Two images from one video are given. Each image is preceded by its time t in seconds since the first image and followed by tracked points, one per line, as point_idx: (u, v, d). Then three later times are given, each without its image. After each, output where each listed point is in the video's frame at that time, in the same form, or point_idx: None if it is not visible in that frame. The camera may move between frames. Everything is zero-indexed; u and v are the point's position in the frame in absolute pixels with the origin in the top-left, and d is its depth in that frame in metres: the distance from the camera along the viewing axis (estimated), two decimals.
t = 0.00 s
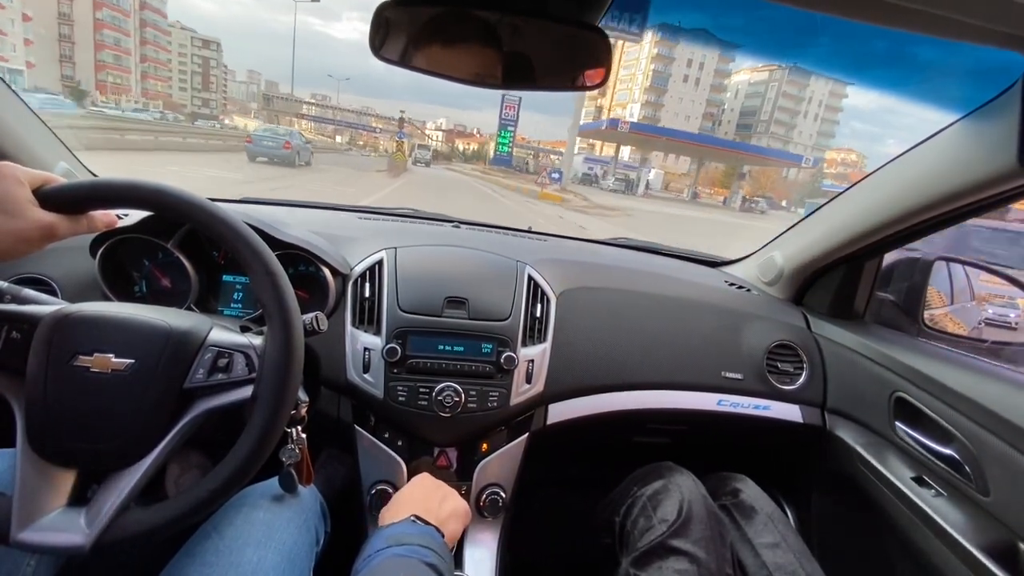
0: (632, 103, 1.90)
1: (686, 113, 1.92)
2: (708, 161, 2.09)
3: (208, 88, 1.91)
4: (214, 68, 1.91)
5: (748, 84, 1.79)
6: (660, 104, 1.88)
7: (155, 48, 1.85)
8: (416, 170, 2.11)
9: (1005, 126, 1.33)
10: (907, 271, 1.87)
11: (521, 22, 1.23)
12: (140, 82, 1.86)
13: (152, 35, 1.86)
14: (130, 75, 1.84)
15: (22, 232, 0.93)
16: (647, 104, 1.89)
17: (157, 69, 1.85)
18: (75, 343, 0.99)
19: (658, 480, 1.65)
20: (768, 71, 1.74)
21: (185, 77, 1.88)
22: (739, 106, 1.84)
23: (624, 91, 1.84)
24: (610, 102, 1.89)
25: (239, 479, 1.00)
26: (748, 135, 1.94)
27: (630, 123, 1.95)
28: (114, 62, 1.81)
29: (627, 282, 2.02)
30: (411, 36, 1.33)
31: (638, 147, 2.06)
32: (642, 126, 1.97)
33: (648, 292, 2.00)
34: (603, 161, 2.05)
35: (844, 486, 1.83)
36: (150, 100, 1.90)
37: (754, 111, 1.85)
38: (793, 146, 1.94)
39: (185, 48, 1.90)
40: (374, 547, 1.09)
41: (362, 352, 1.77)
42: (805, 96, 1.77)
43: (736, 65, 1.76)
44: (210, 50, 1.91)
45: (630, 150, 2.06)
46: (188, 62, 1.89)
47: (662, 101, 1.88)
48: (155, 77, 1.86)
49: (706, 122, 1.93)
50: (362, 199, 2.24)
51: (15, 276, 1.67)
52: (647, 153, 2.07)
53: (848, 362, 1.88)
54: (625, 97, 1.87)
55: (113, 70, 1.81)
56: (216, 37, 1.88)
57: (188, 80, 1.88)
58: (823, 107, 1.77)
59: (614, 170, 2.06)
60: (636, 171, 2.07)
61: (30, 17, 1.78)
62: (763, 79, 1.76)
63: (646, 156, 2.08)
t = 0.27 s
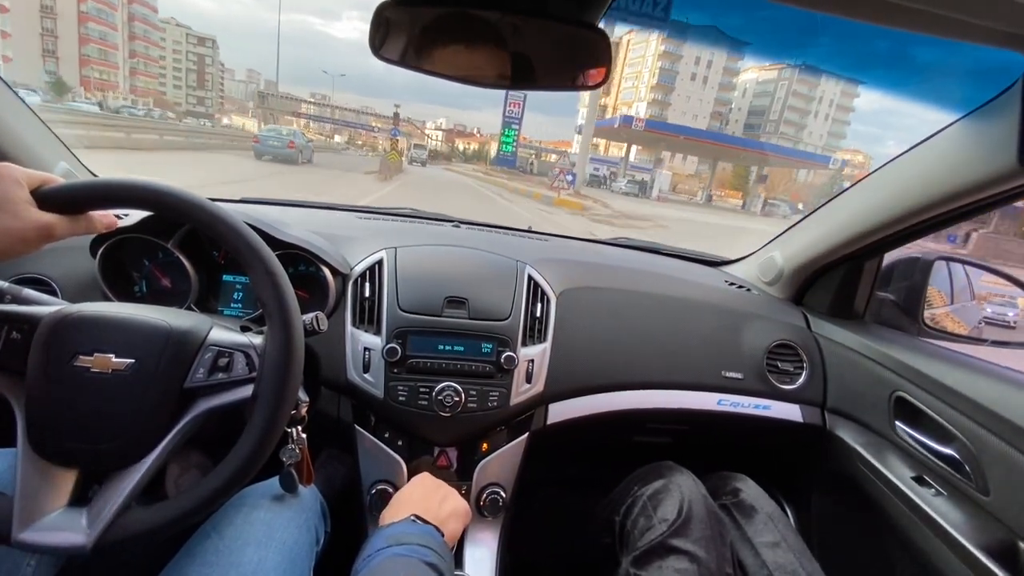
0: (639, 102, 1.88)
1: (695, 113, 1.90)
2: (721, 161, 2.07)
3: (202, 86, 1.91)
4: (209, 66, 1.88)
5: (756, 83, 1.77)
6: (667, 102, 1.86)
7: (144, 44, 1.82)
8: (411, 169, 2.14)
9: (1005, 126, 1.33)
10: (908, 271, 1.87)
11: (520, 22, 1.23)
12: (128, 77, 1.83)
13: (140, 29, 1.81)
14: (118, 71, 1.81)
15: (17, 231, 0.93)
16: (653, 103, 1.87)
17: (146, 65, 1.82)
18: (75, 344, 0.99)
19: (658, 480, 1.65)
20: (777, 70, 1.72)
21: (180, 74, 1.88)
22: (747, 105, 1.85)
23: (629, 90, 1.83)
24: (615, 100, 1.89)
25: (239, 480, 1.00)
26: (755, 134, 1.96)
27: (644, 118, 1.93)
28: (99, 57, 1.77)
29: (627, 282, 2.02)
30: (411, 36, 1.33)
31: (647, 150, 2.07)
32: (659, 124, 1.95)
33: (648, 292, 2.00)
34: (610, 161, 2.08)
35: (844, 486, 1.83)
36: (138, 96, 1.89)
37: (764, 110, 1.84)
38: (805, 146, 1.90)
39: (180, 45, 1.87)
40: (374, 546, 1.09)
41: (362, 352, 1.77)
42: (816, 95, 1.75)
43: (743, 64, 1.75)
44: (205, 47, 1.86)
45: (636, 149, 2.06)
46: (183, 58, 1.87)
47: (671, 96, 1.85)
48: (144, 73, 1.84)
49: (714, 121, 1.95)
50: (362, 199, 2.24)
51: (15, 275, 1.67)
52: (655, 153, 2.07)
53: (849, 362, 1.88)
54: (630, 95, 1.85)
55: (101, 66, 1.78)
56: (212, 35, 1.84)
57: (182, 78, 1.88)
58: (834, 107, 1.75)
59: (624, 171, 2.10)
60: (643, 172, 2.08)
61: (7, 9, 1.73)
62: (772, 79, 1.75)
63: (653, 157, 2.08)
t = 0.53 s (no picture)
0: (645, 100, 1.95)
1: (704, 111, 1.94)
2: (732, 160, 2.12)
3: (199, 84, 1.92)
4: (205, 64, 1.90)
5: (765, 82, 1.80)
6: (675, 100, 1.92)
7: (133, 39, 1.85)
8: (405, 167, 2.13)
9: (1006, 123, 1.32)
10: (908, 270, 1.86)
11: (520, 21, 1.23)
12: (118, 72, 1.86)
13: (129, 23, 1.84)
14: (105, 67, 1.84)
15: None
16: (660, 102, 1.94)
17: (136, 60, 1.86)
18: (76, 344, 0.99)
19: (660, 479, 1.65)
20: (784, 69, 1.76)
21: (175, 72, 1.90)
22: (757, 105, 1.86)
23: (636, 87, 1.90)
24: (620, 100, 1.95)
25: (240, 479, 1.00)
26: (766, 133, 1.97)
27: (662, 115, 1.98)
28: (86, 52, 1.80)
29: (627, 280, 2.02)
30: (411, 35, 1.33)
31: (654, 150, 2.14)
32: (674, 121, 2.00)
33: (649, 290, 2.00)
34: (621, 163, 2.13)
35: (845, 485, 1.83)
36: (127, 92, 1.90)
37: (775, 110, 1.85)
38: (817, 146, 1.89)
39: (175, 41, 1.89)
40: (376, 547, 1.09)
41: (363, 351, 1.77)
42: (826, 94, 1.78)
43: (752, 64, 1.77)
44: (201, 44, 1.90)
45: (644, 149, 2.14)
46: (179, 57, 1.89)
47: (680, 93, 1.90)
48: (133, 68, 1.87)
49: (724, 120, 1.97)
50: (362, 199, 2.24)
51: (16, 276, 1.68)
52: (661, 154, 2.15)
53: (850, 360, 1.87)
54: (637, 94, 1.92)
55: (88, 61, 1.81)
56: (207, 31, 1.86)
57: (178, 75, 1.90)
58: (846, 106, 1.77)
59: (636, 173, 2.17)
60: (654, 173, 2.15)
61: None
62: (781, 78, 1.78)
63: (661, 158, 2.15)
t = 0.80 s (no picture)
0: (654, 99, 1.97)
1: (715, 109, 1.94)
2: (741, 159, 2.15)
3: (195, 82, 1.89)
4: (202, 61, 1.86)
5: (777, 80, 1.81)
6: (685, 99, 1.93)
7: (123, 33, 1.84)
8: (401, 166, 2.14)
9: (1005, 124, 1.32)
10: (907, 270, 1.87)
11: (520, 21, 1.23)
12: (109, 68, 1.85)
13: (117, 17, 1.83)
14: (92, 62, 1.84)
15: None
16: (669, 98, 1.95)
17: (126, 55, 1.84)
18: (75, 345, 0.99)
19: (659, 479, 1.65)
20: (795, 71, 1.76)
21: (171, 69, 1.86)
22: (767, 104, 1.89)
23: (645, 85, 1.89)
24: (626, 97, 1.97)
25: (240, 479, 1.00)
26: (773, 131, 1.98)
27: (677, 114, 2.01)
28: (70, 46, 1.79)
29: (627, 281, 2.02)
30: (411, 35, 1.33)
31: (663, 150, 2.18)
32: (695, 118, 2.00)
33: (649, 291, 2.00)
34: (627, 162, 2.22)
35: (845, 486, 1.83)
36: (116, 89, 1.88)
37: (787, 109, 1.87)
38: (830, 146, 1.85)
39: (172, 38, 1.87)
40: (374, 547, 1.08)
41: (362, 351, 1.77)
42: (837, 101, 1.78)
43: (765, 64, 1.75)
44: (197, 41, 1.87)
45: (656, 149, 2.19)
46: (176, 53, 1.86)
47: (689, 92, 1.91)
48: (122, 64, 1.85)
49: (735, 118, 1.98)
50: (362, 199, 2.24)
51: (14, 277, 1.67)
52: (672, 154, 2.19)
53: (849, 361, 1.88)
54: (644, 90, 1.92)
55: (74, 56, 1.80)
56: (204, 28, 1.84)
57: (174, 73, 1.87)
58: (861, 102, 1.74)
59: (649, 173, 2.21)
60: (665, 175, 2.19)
61: None
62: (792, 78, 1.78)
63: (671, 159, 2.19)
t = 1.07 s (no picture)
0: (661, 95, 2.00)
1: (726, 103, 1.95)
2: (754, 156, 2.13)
3: (191, 79, 1.92)
4: (198, 59, 1.87)
5: (790, 78, 1.79)
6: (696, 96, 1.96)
7: (111, 27, 1.84)
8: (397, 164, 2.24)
9: (1004, 125, 1.32)
10: (906, 270, 1.87)
11: (519, 22, 1.23)
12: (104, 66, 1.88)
13: (107, 10, 1.82)
14: (80, 57, 1.85)
15: None
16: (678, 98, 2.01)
17: (115, 50, 1.86)
18: (74, 345, 0.99)
19: (659, 479, 1.65)
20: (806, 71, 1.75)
21: (168, 67, 1.89)
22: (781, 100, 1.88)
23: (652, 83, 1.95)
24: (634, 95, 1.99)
25: (238, 481, 1.00)
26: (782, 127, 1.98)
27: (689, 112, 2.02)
28: (56, 40, 1.79)
29: (627, 281, 2.02)
30: (410, 35, 1.33)
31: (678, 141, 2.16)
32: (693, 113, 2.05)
33: (648, 291, 2.01)
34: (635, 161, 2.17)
35: (845, 486, 1.83)
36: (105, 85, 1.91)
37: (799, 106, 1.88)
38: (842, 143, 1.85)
39: (167, 35, 1.86)
40: (374, 547, 1.08)
41: (362, 352, 1.77)
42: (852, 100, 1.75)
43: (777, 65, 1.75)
44: (194, 38, 1.84)
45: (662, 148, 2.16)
46: (172, 50, 1.87)
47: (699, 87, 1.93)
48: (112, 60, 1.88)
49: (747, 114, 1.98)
50: (361, 199, 2.24)
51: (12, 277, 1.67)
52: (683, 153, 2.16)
53: (848, 361, 1.88)
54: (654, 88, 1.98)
55: (60, 50, 1.80)
56: (200, 24, 1.82)
57: (170, 70, 1.90)
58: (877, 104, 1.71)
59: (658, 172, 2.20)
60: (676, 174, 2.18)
61: None
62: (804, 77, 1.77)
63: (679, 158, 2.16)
